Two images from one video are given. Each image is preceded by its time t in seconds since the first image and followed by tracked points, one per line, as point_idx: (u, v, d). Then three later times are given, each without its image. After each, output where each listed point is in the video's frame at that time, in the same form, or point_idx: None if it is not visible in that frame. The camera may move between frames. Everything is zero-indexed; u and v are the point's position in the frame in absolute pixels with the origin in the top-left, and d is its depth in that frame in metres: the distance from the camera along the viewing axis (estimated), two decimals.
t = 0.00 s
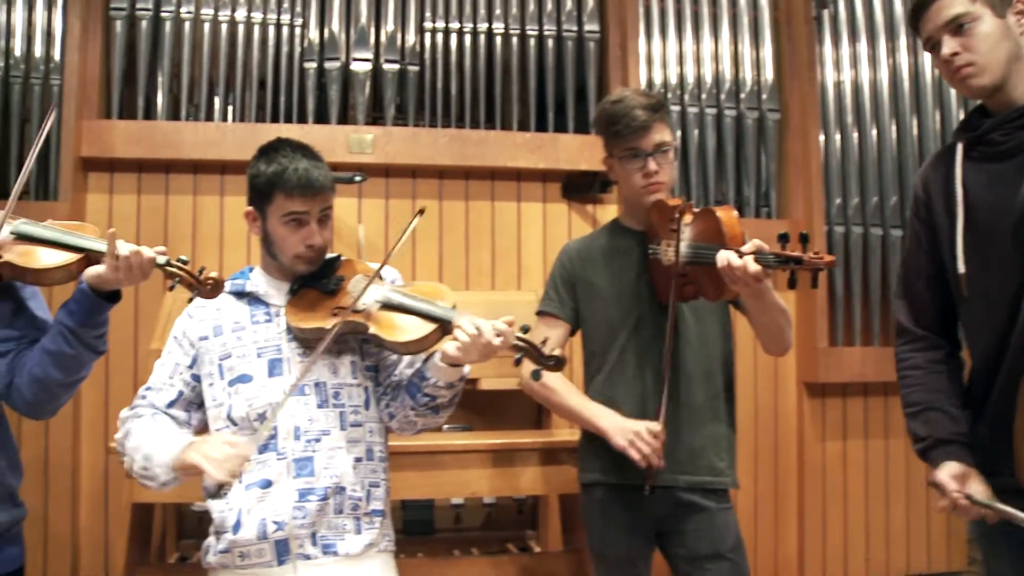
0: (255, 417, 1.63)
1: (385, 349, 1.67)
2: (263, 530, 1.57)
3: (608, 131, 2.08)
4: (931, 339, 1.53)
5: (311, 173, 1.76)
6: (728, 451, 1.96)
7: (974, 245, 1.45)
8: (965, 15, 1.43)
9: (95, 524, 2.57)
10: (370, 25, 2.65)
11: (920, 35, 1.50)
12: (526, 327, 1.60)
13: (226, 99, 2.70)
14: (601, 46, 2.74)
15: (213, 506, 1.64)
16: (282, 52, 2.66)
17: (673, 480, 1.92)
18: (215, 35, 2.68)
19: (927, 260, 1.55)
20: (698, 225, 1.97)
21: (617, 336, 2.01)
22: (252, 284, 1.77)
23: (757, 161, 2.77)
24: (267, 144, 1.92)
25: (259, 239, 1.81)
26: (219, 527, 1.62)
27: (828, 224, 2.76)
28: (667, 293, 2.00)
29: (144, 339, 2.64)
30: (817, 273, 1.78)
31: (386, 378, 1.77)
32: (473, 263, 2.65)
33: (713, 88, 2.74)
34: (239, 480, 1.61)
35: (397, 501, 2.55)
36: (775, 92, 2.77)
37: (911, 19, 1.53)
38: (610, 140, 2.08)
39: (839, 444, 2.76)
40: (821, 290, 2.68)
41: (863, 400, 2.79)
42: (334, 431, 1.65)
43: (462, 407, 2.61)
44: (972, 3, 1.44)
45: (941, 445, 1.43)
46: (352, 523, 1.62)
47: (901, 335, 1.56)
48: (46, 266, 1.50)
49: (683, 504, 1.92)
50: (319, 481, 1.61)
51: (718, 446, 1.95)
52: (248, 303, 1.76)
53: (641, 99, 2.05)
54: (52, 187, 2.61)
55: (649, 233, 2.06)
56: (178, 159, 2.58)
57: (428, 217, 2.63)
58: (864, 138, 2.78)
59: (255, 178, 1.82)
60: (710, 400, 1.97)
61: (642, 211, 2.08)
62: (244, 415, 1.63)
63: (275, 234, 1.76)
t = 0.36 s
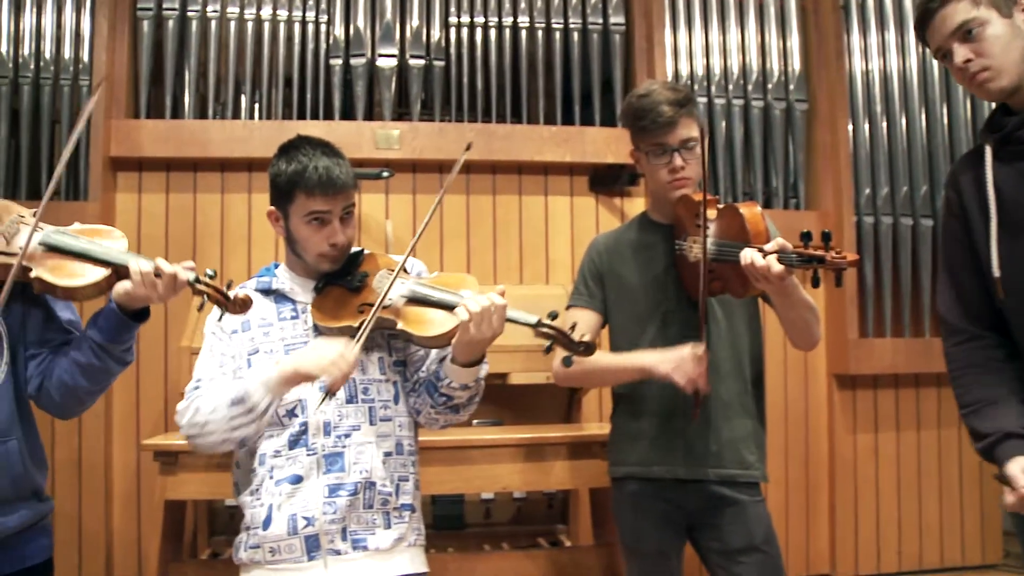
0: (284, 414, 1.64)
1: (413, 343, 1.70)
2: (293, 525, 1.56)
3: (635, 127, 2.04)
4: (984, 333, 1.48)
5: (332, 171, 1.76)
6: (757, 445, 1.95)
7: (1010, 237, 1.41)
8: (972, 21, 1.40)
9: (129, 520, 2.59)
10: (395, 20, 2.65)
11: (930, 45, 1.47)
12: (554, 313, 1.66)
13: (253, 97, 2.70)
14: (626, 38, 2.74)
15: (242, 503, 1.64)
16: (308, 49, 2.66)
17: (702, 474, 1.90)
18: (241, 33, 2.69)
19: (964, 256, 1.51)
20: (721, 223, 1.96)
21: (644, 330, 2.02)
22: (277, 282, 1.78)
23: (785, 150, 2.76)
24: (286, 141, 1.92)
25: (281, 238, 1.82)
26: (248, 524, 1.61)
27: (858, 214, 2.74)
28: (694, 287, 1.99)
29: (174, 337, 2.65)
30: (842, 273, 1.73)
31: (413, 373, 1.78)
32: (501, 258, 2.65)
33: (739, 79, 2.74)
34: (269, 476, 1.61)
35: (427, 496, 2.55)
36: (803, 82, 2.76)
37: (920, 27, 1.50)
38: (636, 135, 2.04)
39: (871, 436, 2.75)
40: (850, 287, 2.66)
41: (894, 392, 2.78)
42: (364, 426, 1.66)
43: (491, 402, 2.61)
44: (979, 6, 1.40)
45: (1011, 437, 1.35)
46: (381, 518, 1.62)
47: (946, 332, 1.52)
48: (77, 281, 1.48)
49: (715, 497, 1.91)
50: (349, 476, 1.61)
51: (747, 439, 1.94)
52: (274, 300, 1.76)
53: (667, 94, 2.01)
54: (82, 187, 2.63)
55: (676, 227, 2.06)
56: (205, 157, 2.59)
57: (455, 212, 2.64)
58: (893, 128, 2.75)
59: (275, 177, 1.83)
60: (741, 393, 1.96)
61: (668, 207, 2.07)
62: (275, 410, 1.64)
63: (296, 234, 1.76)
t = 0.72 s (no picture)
0: (305, 411, 1.63)
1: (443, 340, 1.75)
2: (315, 523, 1.56)
3: (655, 125, 2.05)
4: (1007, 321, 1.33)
5: (353, 170, 1.78)
6: (776, 445, 1.94)
7: None
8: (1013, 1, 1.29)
9: (149, 517, 2.61)
10: (414, 19, 2.66)
11: (964, 24, 1.36)
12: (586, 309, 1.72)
13: (272, 96, 2.71)
14: (645, 36, 2.75)
15: (263, 501, 1.64)
16: (328, 48, 2.67)
17: (722, 474, 1.90)
18: (261, 32, 2.69)
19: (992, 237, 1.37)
20: (744, 223, 1.97)
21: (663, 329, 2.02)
22: (297, 279, 1.78)
23: (805, 148, 2.76)
24: (305, 139, 1.94)
25: (300, 236, 1.83)
26: (268, 522, 1.61)
27: (878, 212, 2.73)
28: (715, 286, 1.98)
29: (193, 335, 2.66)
30: (866, 276, 1.74)
31: (433, 371, 1.79)
32: (520, 256, 2.66)
33: (759, 76, 2.75)
34: (290, 474, 1.61)
35: (445, 495, 2.56)
36: (823, 80, 2.76)
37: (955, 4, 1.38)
38: (658, 133, 2.05)
39: (891, 436, 2.73)
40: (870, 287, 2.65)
41: (915, 392, 2.77)
42: (385, 424, 1.66)
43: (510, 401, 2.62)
44: None
45: None
46: (401, 515, 1.62)
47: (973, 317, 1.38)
48: (84, 331, 1.48)
49: (735, 497, 1.91)
50: (370, 474, 1.61)
51: (767, 438, 1.93)
52: (294, 296, 1.77)
53: (689, 92, 2.01)
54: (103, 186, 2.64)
55: (696, 226, 2.05)
56: (225, 155, 2.59)
57: (474, 210, 2.65)
58: (914, 125, 2.74)
59: (295, 175, 1.84)
60: (759, 395, 1.95)
61: (688, 205, 2.07)
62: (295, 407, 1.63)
63: (317, 232, 1.77)
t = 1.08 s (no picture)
0: (326, 407, 1.64)
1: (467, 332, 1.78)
2: (337, 519, 1.56)
3: (676, 119, 2.06)
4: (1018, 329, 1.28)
5: (377, 164, 1.77)
6: (794, 441, 1.94)
7: None
8: None
9: (167, 514, 2.62)
10: (429, 15, 2.66)
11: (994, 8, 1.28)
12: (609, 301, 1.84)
13: (288, 94, 2.71)
14: (661, 32, 2.76)
15: (284, 498, 1.64)
16: (344, 45, 2.67)
17: (742, 471, 1.89)
18: (276, 30, 2.70)
19: (1006, 242, 1.30)
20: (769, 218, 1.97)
21: (683, 322, 2.00)
22: (315, 275, 1.78)
23: (823, 143, 2.75)
24: (326, 135, 1.95)
25: (319, 232, 1.83)
26: (289, 518, 1.60)
27: (897, 208, 2.72)
28: (735, 284, 1.97)
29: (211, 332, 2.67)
30: (896, 272, 1.75)
31: (453, 367, 1.80)
32: (536, 253, 2.66)
33: (776, 72, 2.74)
34: (312, 470, 1.60)
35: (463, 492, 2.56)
36: (841, 75, 2.75)
37: None
38: (678, 127, 2.07)
39: (910, 433, 2.72)
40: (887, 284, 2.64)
41: (935, 388, 2.75)
42: (406, 420, 1.66)
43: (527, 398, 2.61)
44: None
45: None
46: (422, 511, 1.62)
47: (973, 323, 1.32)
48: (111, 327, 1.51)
49: (753, 494, 1.90)
50: (392, 469, 1.61)
51: (786, 435, 1.93)
52: (312, 293, 1.77)
53: (711, 86, 2.03)
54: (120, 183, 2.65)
55: (716, 221, 2.05)
56: (241, 153, 2.60)
57: (490, 207, 2.65)
58: (933, 120, 2.73)
59: (317, 170, 1.84)
60: (779, 393, 1.94)
61: (708, 199, 2.07)
62: (316, 404, 1.64)
63: (338, 227, 1.78)
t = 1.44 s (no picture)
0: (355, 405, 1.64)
1: (496, 328, 1.79)
2: (366, 516, 1.56)
3: (703, 113, 2.04)
4: None
5: (401, 162, 1.78)
6: (824, 438, 1.92)
7: None
8: None
9: (194, 511, 2.63)
10: (451, 12, 2.66)
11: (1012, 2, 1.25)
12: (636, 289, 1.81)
13: (312, 92, 2.71)
14: (684, 25, 2.76)
15: (313, 495, 1.64)
16: (366, 42, 2.67)
17: (771, 468, 1.87)
18: (299, 29, 2.71)
19: None
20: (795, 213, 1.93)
21: (710, 318, 2.00)
22: (341, 274, 1.78)
23: (849, 136, 2.73)
24: (351, 133, 1.95)
25: (345, 230, 1.83)
26: (318, 515, 1.61)
27: (925, 201, 2.69)
28: (763, 280, 1.95)
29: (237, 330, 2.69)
30: (925, 269, 1.72)
31: (480, 364, 1.79)
32: (561, 249, 2.67)
33: (801, 65, 2.71)
34: (340, 467, 1.61)
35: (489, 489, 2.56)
36: (866, 67, 2.72)
37: None
38: (704, 121, 2.05)
39: (940, 429, 2.70)
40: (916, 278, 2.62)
41: (964, 384, 2.73)
42: (435, 417, 1.66)
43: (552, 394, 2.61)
44: None
45: None
46: (451, 508, 1.62)
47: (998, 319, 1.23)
48: (143, 319, 1.56)
49: (783, 490, 1.88)
50: (421, 466, 1.61)
51: (816, 431, 1.91)
52: (339, 293, 1.77)
53: (738, 79, 2.02)
54: (146, 182, 2.67)
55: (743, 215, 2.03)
56: (265, 152, 2.60)
57: (515, 203, 2.66)
58: (962, 112, 2.70)
59: (342, 168, 1.84)
60: (809, 389, 1.92)
61: (735, 193, 2.06)
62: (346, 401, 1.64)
63: (363, 225, 1.77)
